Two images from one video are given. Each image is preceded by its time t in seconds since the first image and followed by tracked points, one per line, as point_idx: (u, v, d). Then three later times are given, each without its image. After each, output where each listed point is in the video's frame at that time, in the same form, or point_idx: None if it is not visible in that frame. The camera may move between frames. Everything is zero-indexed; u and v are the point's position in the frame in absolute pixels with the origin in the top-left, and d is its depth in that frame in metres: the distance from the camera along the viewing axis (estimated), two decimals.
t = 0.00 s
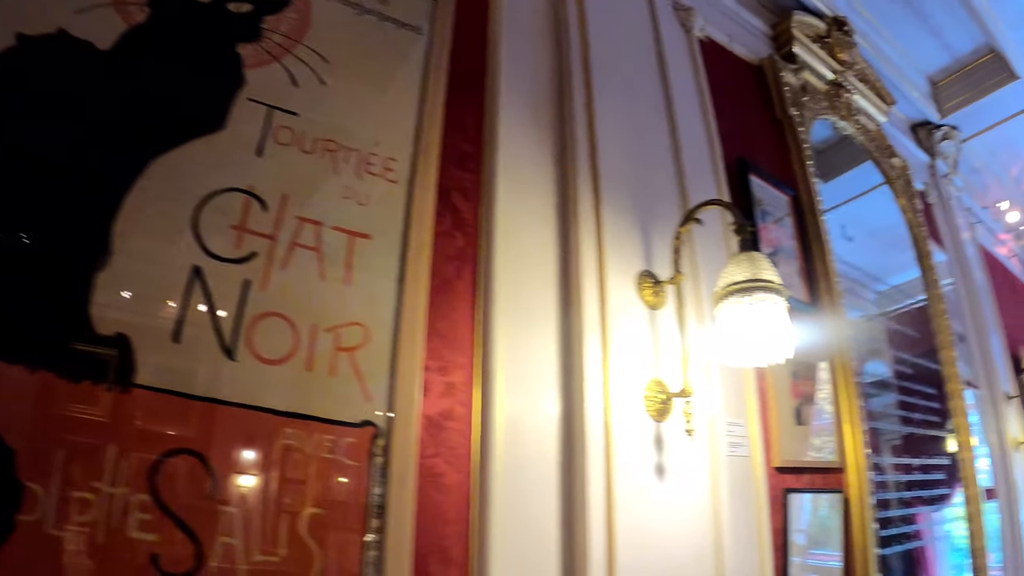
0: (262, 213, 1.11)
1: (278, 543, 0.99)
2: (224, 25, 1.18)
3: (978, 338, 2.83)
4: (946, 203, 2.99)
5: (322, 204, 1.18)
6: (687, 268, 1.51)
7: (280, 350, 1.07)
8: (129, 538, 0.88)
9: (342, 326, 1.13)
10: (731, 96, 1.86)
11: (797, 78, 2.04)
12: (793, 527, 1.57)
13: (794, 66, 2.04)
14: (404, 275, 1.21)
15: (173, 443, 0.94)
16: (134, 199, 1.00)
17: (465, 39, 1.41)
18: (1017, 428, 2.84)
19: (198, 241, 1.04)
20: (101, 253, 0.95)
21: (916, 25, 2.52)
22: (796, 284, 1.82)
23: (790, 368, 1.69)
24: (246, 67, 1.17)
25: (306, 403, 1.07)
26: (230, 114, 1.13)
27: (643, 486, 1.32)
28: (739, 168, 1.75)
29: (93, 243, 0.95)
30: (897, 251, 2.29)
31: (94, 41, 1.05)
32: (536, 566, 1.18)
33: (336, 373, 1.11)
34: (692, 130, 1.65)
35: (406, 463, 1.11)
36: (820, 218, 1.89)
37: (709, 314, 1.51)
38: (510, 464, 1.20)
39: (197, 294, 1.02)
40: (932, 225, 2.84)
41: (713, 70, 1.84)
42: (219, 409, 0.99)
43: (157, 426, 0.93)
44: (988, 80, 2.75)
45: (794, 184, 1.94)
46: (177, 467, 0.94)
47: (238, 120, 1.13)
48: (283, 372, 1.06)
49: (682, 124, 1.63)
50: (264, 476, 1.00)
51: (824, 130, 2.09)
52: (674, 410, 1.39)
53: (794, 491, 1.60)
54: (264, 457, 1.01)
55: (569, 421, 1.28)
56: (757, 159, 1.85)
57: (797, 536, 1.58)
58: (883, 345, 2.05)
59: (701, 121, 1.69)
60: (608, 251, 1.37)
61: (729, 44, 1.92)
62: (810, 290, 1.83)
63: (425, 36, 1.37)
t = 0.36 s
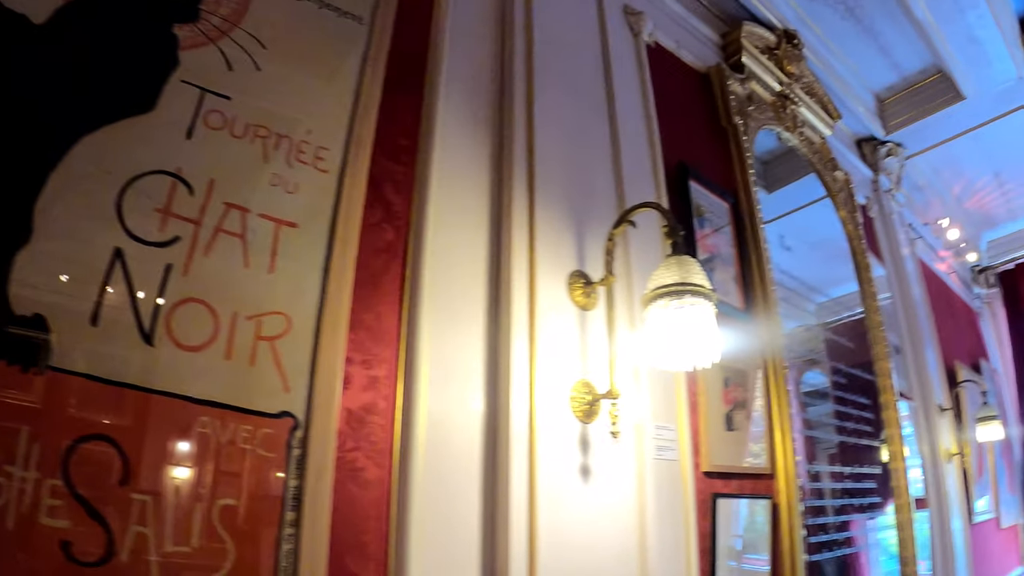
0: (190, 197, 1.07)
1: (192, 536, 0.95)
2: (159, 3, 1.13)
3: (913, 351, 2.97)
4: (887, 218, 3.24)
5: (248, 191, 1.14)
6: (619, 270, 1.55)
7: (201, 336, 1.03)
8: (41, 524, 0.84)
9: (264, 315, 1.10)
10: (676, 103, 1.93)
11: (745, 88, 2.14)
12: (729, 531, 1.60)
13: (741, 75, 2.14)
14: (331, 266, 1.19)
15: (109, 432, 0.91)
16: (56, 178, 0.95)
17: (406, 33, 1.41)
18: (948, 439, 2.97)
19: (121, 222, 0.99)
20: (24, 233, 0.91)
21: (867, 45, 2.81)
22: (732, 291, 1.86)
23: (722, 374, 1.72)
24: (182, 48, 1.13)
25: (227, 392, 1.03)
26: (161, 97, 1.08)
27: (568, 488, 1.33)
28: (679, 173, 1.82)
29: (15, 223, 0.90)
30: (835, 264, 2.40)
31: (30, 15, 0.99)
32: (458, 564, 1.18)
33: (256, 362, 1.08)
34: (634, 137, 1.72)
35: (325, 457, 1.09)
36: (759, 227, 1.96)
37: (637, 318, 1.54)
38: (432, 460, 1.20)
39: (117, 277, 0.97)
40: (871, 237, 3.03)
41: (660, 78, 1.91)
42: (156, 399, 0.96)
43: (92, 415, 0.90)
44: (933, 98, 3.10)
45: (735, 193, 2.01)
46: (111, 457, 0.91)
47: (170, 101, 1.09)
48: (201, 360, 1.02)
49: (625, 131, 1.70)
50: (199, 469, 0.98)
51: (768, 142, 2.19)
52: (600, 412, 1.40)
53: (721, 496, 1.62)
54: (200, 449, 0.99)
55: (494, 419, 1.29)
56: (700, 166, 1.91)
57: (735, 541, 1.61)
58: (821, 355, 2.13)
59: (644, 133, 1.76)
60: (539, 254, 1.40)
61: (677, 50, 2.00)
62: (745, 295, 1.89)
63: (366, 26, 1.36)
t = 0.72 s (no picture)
0: (120, 178, 1.03)
1: (107, 524, 0.92)
2: None
3: (853, 361, 3.07)
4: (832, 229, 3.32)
5: (179, 174, 1.11)
6: (554, 270, 1.57)
7: (125, 319, 0.99)
8: None
9: (189, 301, 1.07)
10: (623, 107, 1.98)
11: (694, 94, 2.22)
12: (669, 535, 1.64)
13: (691, 82, 2.22)
14: (260, 254, 1.17)
15: (46, 420, 0.89)
16: None
17: (351, 23, 1.40)
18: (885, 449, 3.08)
19: (48, 202, 0.96)
20: None
21: (819, 59, 3.00)
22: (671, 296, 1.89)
23: (656, 377, 1.74)
24: (121, 27, 1.09)
25: (153, 379, 1.00)
26: (95, 76, 1.04)
27: (495, 486, 1.33)
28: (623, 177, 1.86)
29: None
30: (777, 274, 2.47)
31: None
32: (381, 561, 1.17)
33: (179, 348, 1.04)
34: (579, 140, 1.75)
35: (246, 449, 1.06)
36: (702, 232, 2.00)
37: (570, 320, 1.56)
38: (356, 456, 1.18)
39: (42, 258, 0.93)
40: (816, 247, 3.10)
41: (608, 83, 1.96)
42: (95, 388, 0.94)
43: (29, 402, 0.88)
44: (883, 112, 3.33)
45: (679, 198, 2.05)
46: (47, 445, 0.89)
47: (105, 80, 1.05)
48: (123, 345, 0.98)
49: (569, 134, 1.73)
50: (136, 459, 0.96)
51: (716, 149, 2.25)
52: (530, 411, 1.41)
53: (653, 499, 1.64)
54: (137, 440, 0.97)
55: (421, 416, 1.28)
56: (645, 172, 1.96)
57: (673, 544, 1.65)
58: (762, 363, 2.17)
59: (589, 138, 1.79)
60: (474, 252, 1.41)
61: (628, 53, 2.07)
62: (684, 301, 1.92)
63: (311, 14, 1.35)
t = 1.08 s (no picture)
0: (43, 152, 0.99)
1: (14, 509, 0.87)
2: None
3: (785, 368, 3.17)
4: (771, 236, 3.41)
5: (104, 149, 1.06)
6: (485, 264, 1.58)
7: (41, 296, 0.94)
8: None
9: (109, 280, 1.02)
10: (566, 106, 2.02)
11: (639, 96, 2.30)
12: (602, 535, 1.68)
13: (637, 84, 2.29)
14: (183, 235, 1.12)
15: None
16: None
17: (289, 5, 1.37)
18: (817, 455, 3.22)
19: None
20: None
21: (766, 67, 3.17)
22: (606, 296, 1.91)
23: (587, 377, 1.76)
24: None
25: (71, 361, 0.96)
26: (26, 46, 1.00)
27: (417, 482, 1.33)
28: (560, 176, 1.89)
29: None
30: (715, 281, 2.56)
31: None
32: (296, 556, 1.15)
33: (96, 330, 1.00)
34: (518, 139, 1.78)
35: (161, 436, 1.02)
36: (639, 232, 2.05)
37: (498, 317, 1.57)
38: (273, 447, 1.15)
39: None
40: (754, 255, 3.17)
41: (552, 81, 2.00)
42: (26, 371, 0.91)
43: None
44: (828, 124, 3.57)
45: (619, 198, 2.10)
46: None
47: (32, 48, 1.00)
48: (36, 324, 0.93)
49: (509, 130, 1.75)
50: (66, 446, 0.93)
51: (657, 153, 2.36)
52: (454, 406, 1.42)
53: (579, 499, 1.65)
54: (68, 425, 0.94)
55: (343, 407, 1.26)
56: (584, 170, 2.00)
57: (606, 544, 1.69)
58: (699, 367, 2.26)
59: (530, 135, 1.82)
60: (404, 245, 1.41)
61: (575, 53, 2.12)
62: (619, 300, 1.96)
63: None
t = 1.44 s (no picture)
0: None
1: None
2: None
3: (726, 371, 3.32)
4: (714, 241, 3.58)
5: (38, 122, 1.01)
6: (423, 256, 1.59)
7: None
8: None
9: (37, 258, 0.98)
10: (514, 102, 2.08)
11: (588, 94, 2.40)
12: (542, 531, 1.74)
13: (587, 82, 2.39)
14: (116, 214, 1.08)
15: None
16: None
17: None
18: (753, 458, 3.38)
19: None
20: None
21: (717, 72, 3.37)
22: (545, 291, 1.97)
23: (523, 372, 1.79)
24: None
25: None
26: None
27: (346, 473, 1.33)
28: (504, 171, 1.93)
29: None
30: (656, 281, 2.67)
31: None
32: (222, 546, 1.13)
33: (22, 308, 0.95)
34: (463, 137, 1.81)
35: (86, 420, 0.98)
36: (580, 229, 2.12)
37: (433, 310, 1.58)
38: (201, 435, 1.13)
39: None
40: (697, 257, 3.35)
41: (501, 78, 2.04)
42: None
43: None
44: (778, 131, 3.81)
45: (562, 196, 2.16)
46: None
47: None
48: None
49: (454, 124, 1.79)
50: None
51: (604, 152, 2.47)
52: (386, 397, 1.43)
53: (511, 494, 1.69)
54: None
55: (273, 396, 1.25)
56: (528, 166, 2.06)
57: (544, 541, 1.74)
58: (640, 367, 2.37)
59: (476, 130, 1.87)
60: (341, 235, 1.41)
61: (526, 47, 2.19)
62: (557, 295, 2.02)
63: None
